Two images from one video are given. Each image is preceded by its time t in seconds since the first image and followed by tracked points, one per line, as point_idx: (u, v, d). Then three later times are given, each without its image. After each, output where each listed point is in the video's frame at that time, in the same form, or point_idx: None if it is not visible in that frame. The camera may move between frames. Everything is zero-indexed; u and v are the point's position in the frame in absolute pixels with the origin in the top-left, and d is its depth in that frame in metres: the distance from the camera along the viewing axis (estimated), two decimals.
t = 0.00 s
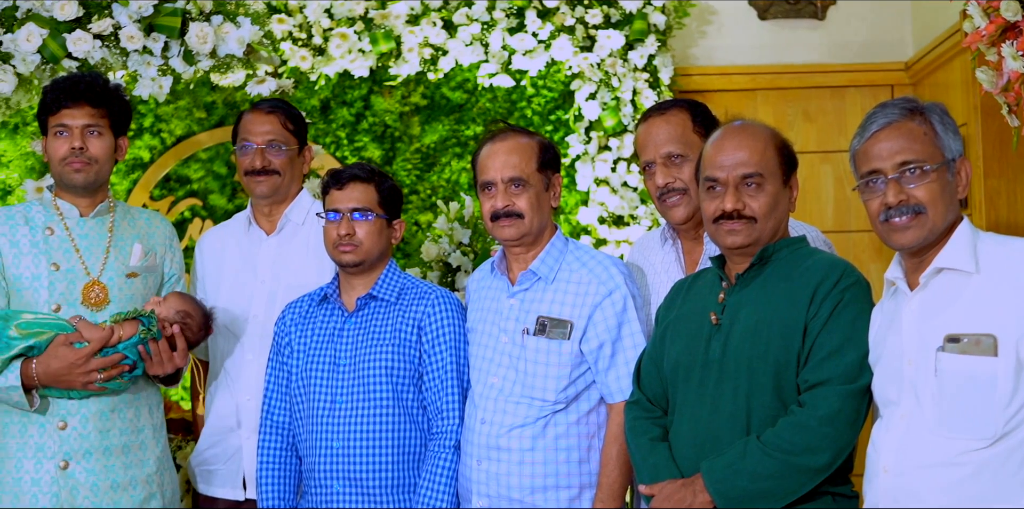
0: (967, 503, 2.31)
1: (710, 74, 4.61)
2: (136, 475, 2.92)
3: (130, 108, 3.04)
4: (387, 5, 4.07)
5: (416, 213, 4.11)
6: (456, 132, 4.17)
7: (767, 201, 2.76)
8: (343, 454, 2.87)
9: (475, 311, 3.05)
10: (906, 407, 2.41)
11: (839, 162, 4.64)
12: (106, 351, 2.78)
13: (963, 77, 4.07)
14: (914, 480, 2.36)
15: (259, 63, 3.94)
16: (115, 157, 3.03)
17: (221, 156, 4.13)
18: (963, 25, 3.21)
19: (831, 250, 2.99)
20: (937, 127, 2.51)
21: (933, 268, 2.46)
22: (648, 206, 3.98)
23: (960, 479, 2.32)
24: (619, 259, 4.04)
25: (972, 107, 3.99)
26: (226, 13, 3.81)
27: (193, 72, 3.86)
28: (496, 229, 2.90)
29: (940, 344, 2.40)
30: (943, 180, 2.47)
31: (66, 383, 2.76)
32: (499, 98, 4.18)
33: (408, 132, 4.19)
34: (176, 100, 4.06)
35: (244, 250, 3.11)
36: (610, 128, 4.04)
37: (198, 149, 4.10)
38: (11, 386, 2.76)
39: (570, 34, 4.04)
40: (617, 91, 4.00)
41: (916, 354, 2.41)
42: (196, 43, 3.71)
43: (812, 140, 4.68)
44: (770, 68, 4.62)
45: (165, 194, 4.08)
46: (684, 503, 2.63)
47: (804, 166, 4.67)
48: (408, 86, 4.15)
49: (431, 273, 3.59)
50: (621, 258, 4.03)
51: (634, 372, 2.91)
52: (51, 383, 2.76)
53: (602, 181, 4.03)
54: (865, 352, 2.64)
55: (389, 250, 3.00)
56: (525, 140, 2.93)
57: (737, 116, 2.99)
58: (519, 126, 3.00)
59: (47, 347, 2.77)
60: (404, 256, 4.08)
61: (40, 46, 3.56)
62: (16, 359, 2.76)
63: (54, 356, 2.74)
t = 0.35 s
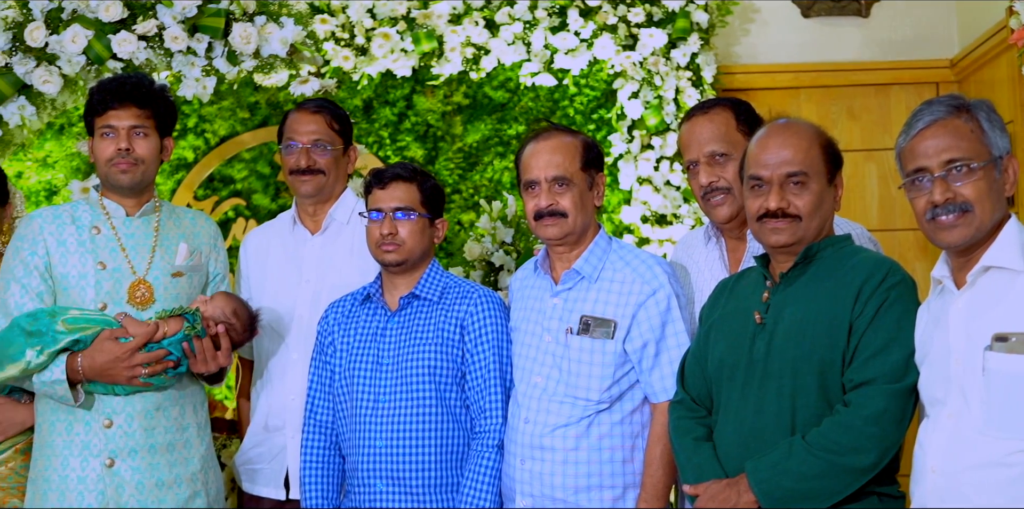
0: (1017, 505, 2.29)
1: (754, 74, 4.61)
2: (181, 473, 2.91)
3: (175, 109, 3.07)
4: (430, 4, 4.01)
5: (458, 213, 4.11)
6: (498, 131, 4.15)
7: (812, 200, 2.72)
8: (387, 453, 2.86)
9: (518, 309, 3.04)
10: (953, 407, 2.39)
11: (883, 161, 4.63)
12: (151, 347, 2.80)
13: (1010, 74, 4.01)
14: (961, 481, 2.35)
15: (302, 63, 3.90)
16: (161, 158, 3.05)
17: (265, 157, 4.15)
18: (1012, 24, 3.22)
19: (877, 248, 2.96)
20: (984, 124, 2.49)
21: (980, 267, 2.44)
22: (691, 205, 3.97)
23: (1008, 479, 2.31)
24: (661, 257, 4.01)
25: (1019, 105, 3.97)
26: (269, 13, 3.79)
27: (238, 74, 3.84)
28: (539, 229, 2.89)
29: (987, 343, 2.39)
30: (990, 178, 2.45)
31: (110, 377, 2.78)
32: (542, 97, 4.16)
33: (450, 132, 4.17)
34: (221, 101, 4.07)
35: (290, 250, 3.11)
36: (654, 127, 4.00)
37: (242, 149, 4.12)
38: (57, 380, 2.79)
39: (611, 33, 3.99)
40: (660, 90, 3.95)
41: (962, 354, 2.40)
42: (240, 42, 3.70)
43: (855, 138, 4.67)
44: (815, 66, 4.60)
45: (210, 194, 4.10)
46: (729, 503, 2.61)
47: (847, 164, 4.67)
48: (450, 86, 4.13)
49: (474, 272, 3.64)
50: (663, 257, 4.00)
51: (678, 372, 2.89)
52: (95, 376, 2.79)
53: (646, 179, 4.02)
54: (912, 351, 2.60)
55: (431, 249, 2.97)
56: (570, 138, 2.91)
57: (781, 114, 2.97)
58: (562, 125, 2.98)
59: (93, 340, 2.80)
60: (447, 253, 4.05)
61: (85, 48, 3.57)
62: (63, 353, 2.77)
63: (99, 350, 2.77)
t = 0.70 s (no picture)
0: None
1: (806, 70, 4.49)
2: (235, 470, 2.92)
3: (228, 107, 3.09)
4: (481, 3, 3.97)
5: (510, 211, 4.02)
6: (549, 129, 4.07)
7: (869, 197, 2.68)
8: (439, 451, 2.86)
9: (571, 308, 3.04)
10: (1010, 406, 2.49)
11: (939, 158, 4.51)
12: (204, 351, 2.81)
13: None
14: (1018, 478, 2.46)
15: (354, 62, 3.87)
16: (215, 157, 3.07)
17: (317, 155, 4.08)
18: None
19: (934, 246, 2.94)
20: None
21: None
22: (744, 203, 3.89)
23: None
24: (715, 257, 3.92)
25: None
26: (322, 13, 3.79)
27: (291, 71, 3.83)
28: (593, 227, 2.88)
29: None
30: None
31: (165, 383, 2.79)
32: (593, 95, 4.08)
33: (502, 130, 4.09)
34: (272, 100, 4.02)
35: (342, 248, 3.12)
36: (705, 125, 3.94)
37: (295, 148, 4.07)
38: (113, 386, 2.80)
39: (663, 30, 3.95)
40: (711, 88, 3.88)
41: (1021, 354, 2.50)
42: (293, 42, 3.69)
43: (910, 135, 4.54)
44: (868, 64, 4.46)
45: (262, 193, 4.06)
46: (783, 504, 2.58)
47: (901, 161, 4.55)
48: (502, 84, 4.06)
49: (525, 270, 3.56)
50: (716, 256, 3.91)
51: (732, 370, 2.86)
52: (150, 382, 2.79)
53: (698, 177, 3.94)
54: (968, 350, 2.56)
55: (484, 247, 2.97)
56: (623, 136, 2.90)
57: (836, 111, 2.95)
58: (615, 123, 2.97)
59: (147, 348, 2.80)
60: (498, 253, 3.96)
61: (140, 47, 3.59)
62: (118, 362, 2.78)
63: (154, 356, 2.77)
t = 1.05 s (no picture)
0: None
1: (864, 66, 4.40)
2: (291, 466, 2.93)
3: (280, 104, 3.05)
4: None
5: (564, 208, 4.11)
6: (603, 126, 4.16)
7: (927, 193, 2.64)
8: (494, 448, 2.86)
9: (626, 304, 3.04)
10: None
11: (998, 154, 4.39)
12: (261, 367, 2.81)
13: None
14: None
15: (408, 59, 3.86)
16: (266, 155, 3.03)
17: (370, 152, 4.13)
18: None
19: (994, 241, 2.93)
20: None
21: None
22: (800, 199, 3.87)
23: None
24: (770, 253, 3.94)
25: None
26: (375, 11, 3.74)
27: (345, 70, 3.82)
28: (648, 223, 2.88)
29: None
30: None
31: (221, 397, 2.80)
32: (646, 91, 4.15)
33: (555, 126, 4.20)
34: (327, 97, 4.09)
35: (397, 245, 3.13)
36: (760, 121, 3.91)
37: (348, 146, 4.12)
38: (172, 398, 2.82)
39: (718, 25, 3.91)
40: (767, 83, 3.86)
41: None
42: (347, 40, 3.67)
43: (969, 130, 4.42)
44: (926, 58, 4.38)
45: (317, 190, 4.11)
46: (841, 502, 2.57)
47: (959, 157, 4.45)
48: (555, 81, 4.15)
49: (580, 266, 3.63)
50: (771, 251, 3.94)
51: (788, 368, 2.84)
52: (206, 396, 2.80)
53: (753, 173, 3.94)
54: None
55: (538, 244, 2.97)
56: (678, 132, 2.89)
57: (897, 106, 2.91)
58: (670, 119, 2.96)
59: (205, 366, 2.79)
60: (552, 249, 4.05)
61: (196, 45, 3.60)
62: (177, 381, 2.78)
63: (211, 374, 2.77)
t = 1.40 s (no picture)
0: None
1: (923, 57, 4.29)
2: (350, 461, 2.92)
3: (336, 101, 3.01)
4: None
5: (621, 204, 4.04)
6: (660, 121, 4.07)
7: (992, 187, 2.58)
8: (552, 444, 2.85)
9: (685, 300, 3.02)
10: None
11: None
12: (319, 360, 2.79)
13: None
14: None
15: (465, 55, 3.85)
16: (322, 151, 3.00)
17: (428, 149, 4.11)
18: None
19: None
20: None
21: None
22: (858, 194, 3.87)
23: None
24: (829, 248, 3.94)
25: None
26: (433, 6, 3.77)
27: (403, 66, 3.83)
28: (708, 218, 2.87)
29: None
30: None
31: (281, 390, 2.78)
32: (704, 86, 4.07)
33: (612, 122, 4.10)
34: (384, 93, 4.05)
35: (455, 240, 3.12)
36: (819, 116, 3.89)
37: (406, 142, 4.10)
38: (230, 391, 2.80)
39: (776, 20, 3.90)
40: (825, 78, 3.84)
41: None
42: (404, 36, 3.70)
43: None
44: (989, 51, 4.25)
45: (374, 186, 4.09)
46: (904, 500, 2.54)
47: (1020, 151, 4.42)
48: (612, 76, 4.06)
49: (637, 262, 3.63)
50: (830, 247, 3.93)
51: (849, 363, 2.80)
52: (266, 389, 2.79)
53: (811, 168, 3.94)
54: None
55: (597, 239, 2.96)
56: (737, 127, 2.87)
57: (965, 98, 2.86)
58: (729, 113, 2.93)
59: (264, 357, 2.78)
60: (610, 245, 3.98)
61: (254, 42, 3.63)
62: (235, 372, 2.77)
63: (270, 365, 2.76)
